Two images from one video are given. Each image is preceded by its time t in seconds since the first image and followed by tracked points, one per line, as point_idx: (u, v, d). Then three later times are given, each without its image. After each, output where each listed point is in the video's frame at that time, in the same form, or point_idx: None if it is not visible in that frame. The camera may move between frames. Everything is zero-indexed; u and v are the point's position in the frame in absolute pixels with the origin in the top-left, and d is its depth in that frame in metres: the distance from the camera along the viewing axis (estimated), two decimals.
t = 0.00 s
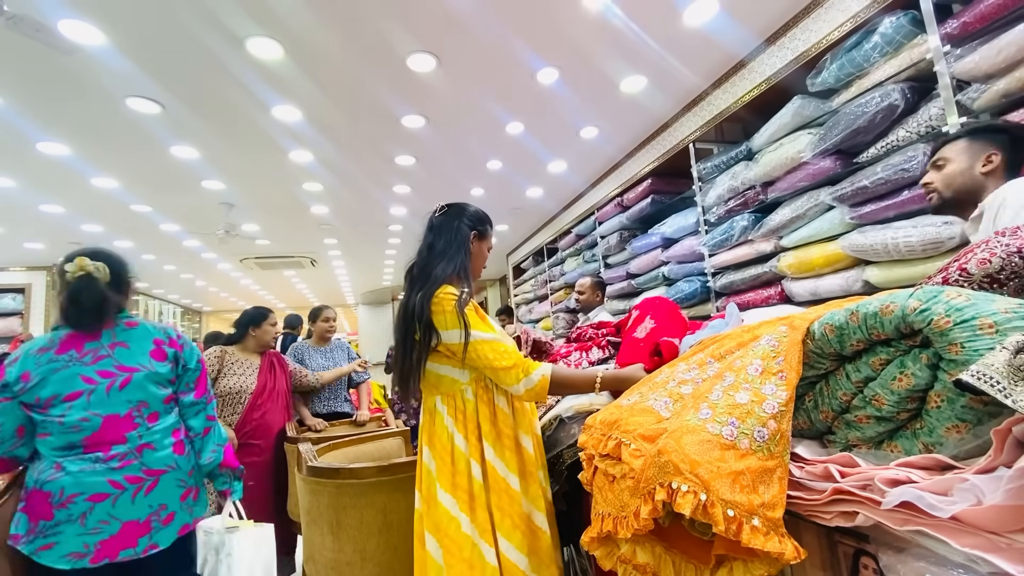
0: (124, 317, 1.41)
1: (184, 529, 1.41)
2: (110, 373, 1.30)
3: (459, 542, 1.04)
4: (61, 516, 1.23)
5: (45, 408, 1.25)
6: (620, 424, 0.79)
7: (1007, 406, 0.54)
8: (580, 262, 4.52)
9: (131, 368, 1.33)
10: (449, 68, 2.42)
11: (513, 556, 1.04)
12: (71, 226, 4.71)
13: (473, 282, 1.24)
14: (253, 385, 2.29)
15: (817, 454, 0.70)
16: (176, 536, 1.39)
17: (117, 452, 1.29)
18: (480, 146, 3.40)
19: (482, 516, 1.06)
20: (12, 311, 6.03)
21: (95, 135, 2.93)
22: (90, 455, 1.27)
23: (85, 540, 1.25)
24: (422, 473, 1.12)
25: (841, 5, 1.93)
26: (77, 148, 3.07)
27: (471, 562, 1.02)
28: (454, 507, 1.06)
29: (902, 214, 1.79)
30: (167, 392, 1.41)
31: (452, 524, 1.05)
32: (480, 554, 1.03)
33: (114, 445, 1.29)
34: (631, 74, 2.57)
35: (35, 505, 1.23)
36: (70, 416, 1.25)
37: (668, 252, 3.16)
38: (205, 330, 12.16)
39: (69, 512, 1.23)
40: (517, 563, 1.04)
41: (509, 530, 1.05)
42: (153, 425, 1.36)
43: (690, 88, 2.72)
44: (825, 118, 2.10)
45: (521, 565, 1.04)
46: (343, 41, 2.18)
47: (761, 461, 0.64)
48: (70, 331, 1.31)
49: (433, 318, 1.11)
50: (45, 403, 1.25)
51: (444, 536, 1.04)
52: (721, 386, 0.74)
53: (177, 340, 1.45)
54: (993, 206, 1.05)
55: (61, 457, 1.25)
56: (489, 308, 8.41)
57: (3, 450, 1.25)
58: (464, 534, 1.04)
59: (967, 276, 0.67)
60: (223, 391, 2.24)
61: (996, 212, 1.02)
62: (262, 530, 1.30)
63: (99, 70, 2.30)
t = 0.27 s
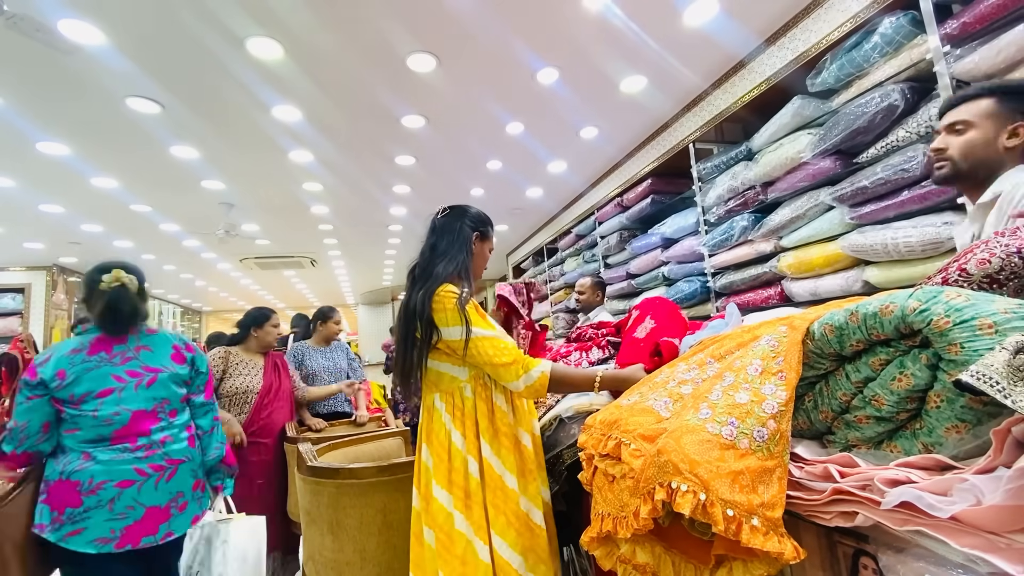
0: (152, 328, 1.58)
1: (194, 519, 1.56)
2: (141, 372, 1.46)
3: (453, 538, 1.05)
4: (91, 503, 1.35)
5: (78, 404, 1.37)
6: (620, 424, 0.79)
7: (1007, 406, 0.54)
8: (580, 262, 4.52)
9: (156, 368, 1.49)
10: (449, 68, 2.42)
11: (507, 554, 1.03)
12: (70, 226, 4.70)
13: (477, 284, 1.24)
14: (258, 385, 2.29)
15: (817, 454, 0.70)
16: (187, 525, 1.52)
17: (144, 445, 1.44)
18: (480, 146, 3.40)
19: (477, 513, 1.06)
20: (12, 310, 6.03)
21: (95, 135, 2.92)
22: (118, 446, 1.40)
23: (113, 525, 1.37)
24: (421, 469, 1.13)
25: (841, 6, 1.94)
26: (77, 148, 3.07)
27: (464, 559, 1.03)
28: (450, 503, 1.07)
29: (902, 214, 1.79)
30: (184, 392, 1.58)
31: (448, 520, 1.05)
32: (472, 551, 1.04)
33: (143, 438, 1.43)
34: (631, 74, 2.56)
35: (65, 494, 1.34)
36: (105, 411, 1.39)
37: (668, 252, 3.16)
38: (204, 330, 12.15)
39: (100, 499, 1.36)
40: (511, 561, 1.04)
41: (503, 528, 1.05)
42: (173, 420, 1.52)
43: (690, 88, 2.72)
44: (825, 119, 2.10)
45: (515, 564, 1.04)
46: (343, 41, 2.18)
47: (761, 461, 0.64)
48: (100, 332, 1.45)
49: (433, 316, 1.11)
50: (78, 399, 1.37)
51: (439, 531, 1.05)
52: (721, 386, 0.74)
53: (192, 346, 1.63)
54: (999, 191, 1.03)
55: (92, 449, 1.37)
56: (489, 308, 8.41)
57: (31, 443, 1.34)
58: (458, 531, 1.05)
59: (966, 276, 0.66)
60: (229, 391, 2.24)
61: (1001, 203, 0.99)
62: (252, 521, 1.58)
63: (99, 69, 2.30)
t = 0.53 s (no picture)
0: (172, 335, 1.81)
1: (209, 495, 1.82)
2: (166, 371, 1.69)
3: (455, 539, 1.04)
4: (124, 487, 1.58)
5: (111, 398, 1.59)
6: (620, 424, 0.79)
7: (1007, 406, 0.54)
8: (580, 262, 4.52)
9: (178, 368, 1.73)
10: (449, 68, 2.42)
11: (506, 555, 1.04)
12: (70, 226, 4.70)
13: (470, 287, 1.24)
14: (265, 385, 2.31)
15: (817, 454, 0.70)
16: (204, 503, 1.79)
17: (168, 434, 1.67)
18: (480, 146, 3.40)
19: (477, 514, 1.07)
20: (12, 310, 6.03)
21: (95, 134, 2.92)
22: (146, 437, 1.62)
23: (145, 504, 1.61)
24: (421, 470, 1.13)
25: (841, 6, 1.94)
26: (77, 147, 3.07)
27: (466, 560, 1.03)
28: (450, 504, 1.07)
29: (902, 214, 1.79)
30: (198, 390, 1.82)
31: (448, 521, 1.05)
32: (472, 551, 1.04)
33: (167, 428, 1.67)
34: (631, 74, 2.56)
35: (101, 478, 1.56)
36: (136, 405, 1.62)
37: (668, 252, 3.16)
38: (205, 330, 12.15)
39: (133, 482, 1.59)
40: (510, 563, 1.04)
41: (501, 530, 1.05)
42: (192, 413, 1.77)
43: (691, 88, 2.72)
44: (826, 119, 2.10)
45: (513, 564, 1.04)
46: (343, 41, 2.18)
47: (761, 461, 0.64)
48: (132, 334, 1.68)
49: (429, 320, 1.12)
50: (111, 394, 1.59)
51: (440, 532, 1.05)
52: (721, 386, 0.74)
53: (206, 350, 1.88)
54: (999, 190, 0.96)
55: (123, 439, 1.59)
56: (489, 308, 8.40)
57: (67, 431, 1.54)
58: (461, 532, 1.05)
59: (967, 277, 0.66)
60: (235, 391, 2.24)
61: (1005, 202, 0.93)
62: (245, 511, 1.75)
63: (99, 69, 2.30)
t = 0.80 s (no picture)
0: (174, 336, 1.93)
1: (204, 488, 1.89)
2: (170, 367, 1.81)
3: (449, 540, 1.04)
4: (127, 476, 1.67)
5: (120, 391, 1.70)
6: (619, 424, 0.79)
7: (1007, 407, 0.54)
8: (580, 262, 4.52)
9: (181, 366, 1.85)
10: (449, 67, 2.42)
11: (501, 555, 1.04)
12: (71, 226, 4.71)
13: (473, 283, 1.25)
14: (269, 384, 2.31)
15: (817, 454, 0.70)
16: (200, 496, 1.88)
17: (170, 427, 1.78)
18: (480, 146, 3.40)
19: (472, 516, 1.06)
20: (12, 310, 6.03)
21: (95, 134, 2.93)
22: (149, 429, 1.73)
23: (146, 493, 1.70)
24: (418, 470, 1.13)
25: (841, 6, 1.94)
26: (77, 147, 3.07)
27: (460, 561, 1.02)
28: (445, 504, 1.07)
29: (902, 215, 1.79)
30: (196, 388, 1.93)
31: (443, 521, 1.05)
32: (468, 552, 1.03)
33: (169, 422, 1.78)
34: (632, 74, 2.56)
35: (107, 466, 1.66)
36: (142, 398, 1.72)
37: (668, 252, 3.16)
38: (205, 330, 12.14)
39: (136, 471, 1.68)
40: (506, 563, 1.04)
41: (497, 530, 1.05)
42: (191, 408, 1.87)
43: (691, 88, 2.72)
44: (826, 119, 2.10)
45: (509, 565, 1.04)
46: (343, 40, 2.18)
47: (760, 461, 0.64)
48: (138, 334, 1.79)
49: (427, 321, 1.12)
50: (121, 386, 1.70)
51: (435, 532, 1.04)
52: (721, 386, 0.74)
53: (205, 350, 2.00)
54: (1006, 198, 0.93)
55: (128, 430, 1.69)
56: (489, 308, 8.40)
57: (81, 423, 1.64)
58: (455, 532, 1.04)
59: (967, 278, 0.66)
60: (239, 391, 2.23)
61: (1012, 210, 0.91)
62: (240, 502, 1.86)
63: (99, 69, 2.30)
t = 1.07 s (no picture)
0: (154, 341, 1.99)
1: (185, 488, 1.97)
2: (147, 373, 1.87)
3: (444, 537, 1.04)
4: (106, 475, 1.75)
5: (98, 397, 1.78)
6: (620, 423, 0.79)
7: (1007, 407, 0.54)
8: (580, 262, 4.52)
9: (159, 371, 1.92)
10: (449, 67, 2.42)
11: (497, 554, 1.04)
12: (71, 225, 4.71)
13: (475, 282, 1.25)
14: (271, 385, 2.31)
15: (817, 454, 0.70)
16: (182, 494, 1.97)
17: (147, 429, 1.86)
18: (480, 146, 3.40)
19: (468, 514, 1.06)
20: (12, 310, 6.03)
21: (95, 134, 2.93)
22: (127, 432, 1.81)
23: (125, 491, 1.78)
24: (415, 467, 1.13)
25: (841, 6, 1.94)
26: (78, 147, 3.08)
27: (454, 558, 1.02)
28: (440, 501, 1.07)
29: (902, 215, 1.79)
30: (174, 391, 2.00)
31: (438, 519, 1.05)
32: (463, 551, 1.03)
33: (146, 424, 1.85)
34: (632, 74, 2.56)
35: (86, 466, 1.74)
36: (119, 403, 1.80)
37: (668, 252, 3.15)
38: (205, 330, 12.14)
39: (114, 472, 1.76)
40: (502, 561, 1.04)
41: (494, 529, 1.05)
42: (169, 411, 1.94)
43: (691, 88, 2.72)
44: (826, 119, 2.10)
45: (505, 564, 1.04)
46: (343, 40, 2.18)
47: (761, 461, 0.64)
48: (117, 340, 1.86)
49: (427, 318, 1.12)
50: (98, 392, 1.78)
51: (430, 529, 1.05)
52: (721, 386, 0.74)
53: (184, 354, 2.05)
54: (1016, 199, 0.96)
55: (106, 432, 1.78)
56: (489, 307, 8.40)
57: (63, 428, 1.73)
58: (450, 531, 1.04)
59: (968, 278, 0.66)
60: (242, 393, 2.21)
61: None
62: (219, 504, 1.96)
63: (100, 68, 2.30)
